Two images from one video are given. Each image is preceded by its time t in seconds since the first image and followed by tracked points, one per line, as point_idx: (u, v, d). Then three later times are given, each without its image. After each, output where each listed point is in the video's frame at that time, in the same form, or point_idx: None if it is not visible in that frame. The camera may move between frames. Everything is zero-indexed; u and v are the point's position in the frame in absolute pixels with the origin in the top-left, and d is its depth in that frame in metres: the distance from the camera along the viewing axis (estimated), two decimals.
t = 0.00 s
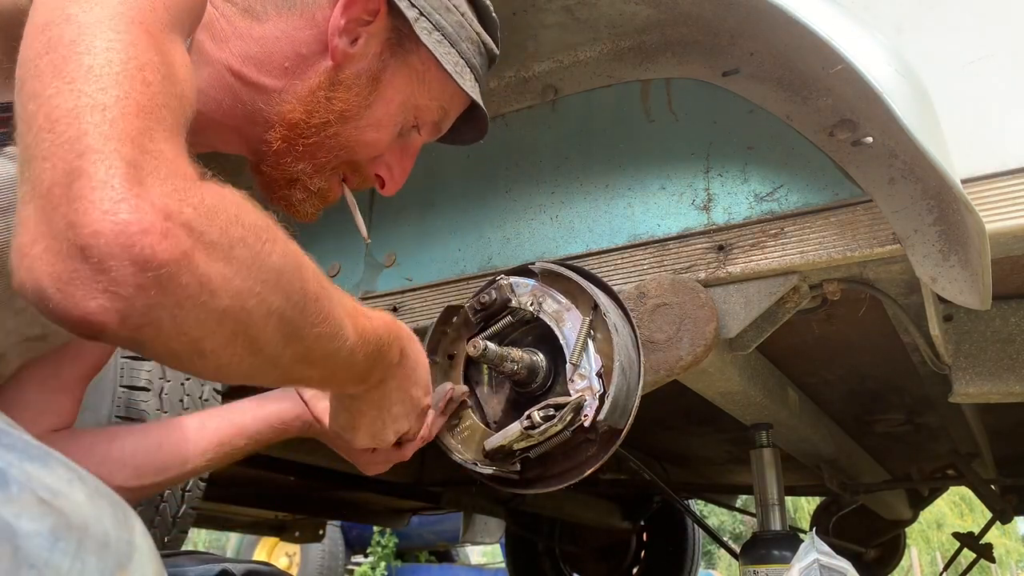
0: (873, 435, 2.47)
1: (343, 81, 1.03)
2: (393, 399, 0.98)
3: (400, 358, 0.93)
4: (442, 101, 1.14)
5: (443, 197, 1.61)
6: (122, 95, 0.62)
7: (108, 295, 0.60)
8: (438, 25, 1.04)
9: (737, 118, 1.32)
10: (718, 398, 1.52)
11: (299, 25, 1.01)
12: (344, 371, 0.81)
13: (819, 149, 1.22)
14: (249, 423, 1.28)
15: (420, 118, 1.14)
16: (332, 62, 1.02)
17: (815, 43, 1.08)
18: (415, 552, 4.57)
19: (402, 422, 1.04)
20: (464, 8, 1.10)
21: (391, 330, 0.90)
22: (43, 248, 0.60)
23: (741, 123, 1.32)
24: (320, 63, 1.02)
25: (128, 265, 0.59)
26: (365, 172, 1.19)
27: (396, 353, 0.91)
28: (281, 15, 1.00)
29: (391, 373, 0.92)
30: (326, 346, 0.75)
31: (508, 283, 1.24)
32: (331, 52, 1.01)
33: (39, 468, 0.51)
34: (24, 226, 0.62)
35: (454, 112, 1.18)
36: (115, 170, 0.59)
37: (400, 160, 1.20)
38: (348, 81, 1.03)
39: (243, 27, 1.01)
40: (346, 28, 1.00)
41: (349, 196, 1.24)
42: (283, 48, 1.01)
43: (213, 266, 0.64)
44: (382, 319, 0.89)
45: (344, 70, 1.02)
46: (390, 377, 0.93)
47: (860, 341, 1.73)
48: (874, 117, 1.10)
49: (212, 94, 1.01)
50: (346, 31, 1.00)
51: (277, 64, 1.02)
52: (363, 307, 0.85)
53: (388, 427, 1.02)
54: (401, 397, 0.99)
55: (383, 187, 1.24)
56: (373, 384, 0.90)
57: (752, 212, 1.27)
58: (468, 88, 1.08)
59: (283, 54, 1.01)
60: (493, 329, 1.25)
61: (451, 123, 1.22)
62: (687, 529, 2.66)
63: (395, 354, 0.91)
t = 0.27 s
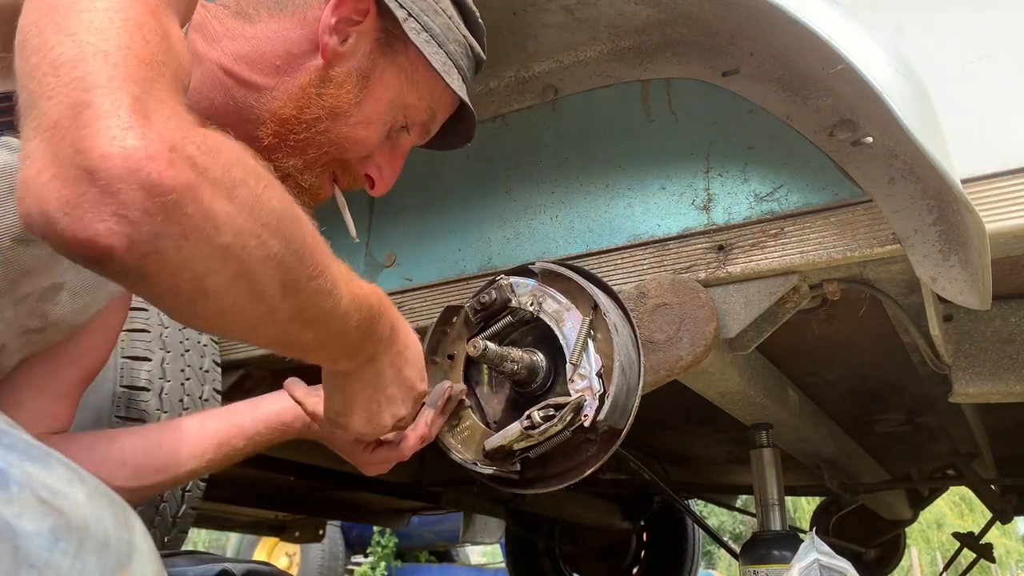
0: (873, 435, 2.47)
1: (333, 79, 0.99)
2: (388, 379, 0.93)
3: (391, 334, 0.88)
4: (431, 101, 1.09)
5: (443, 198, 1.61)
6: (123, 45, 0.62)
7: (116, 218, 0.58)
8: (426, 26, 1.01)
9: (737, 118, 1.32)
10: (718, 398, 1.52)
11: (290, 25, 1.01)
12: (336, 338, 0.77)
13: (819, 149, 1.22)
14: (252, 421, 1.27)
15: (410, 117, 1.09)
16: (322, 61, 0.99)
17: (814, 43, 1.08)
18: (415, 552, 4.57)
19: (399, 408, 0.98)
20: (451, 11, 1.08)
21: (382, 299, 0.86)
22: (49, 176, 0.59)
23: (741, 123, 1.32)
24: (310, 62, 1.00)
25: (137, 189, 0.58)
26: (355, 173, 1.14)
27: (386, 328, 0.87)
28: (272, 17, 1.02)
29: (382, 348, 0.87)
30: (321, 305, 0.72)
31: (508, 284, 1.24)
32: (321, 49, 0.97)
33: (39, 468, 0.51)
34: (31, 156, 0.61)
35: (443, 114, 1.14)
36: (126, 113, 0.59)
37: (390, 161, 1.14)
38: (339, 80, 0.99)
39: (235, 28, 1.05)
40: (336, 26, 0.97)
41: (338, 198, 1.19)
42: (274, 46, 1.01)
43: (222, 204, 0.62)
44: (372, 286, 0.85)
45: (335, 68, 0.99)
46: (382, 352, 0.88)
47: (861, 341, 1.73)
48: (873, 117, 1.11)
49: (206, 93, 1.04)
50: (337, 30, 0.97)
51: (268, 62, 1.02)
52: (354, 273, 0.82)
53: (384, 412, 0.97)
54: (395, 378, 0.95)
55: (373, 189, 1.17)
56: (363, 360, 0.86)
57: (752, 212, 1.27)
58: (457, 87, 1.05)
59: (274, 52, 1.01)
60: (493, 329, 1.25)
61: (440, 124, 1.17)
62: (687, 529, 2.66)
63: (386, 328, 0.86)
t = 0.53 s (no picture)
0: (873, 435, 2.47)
1: (329, 93, 0.99)
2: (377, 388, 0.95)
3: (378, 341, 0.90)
4: (419, 114, 1.10)
5: (443, 198, 1.61)
6: (159, 29, 0.63)
7: (160, 176, 0.60)
8: (416, 44, 1.02)
9: (736, 118, 1.32)
10: (718, 398, 1.52)
11: (286, 40, 0.99)
12: (330, 344, 0.78)
13: (819, 148, 1.22)
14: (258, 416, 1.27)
15: (399, 131, 1.11)
16: (317, 74, 0.99)
17: (814, 43, 1.08)
18: (415, 552, 4.58)
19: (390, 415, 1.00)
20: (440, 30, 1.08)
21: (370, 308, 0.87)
22: (94, 138, 0.60)
23: (740, 123, 1.32)
24: (305, 75, 0.99)
25: (182, 152, 0.60)
26: (343, 185, 1.14)
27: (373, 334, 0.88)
28: (269, 31, 1.01)
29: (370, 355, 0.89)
30: (322, 302, 0.73)
31: (508, 283, 1.24)
32: (317, 63, 0.98)
33: (39, 468, 0.51)
34: (73, 120, 0.61)
35: (430, 128, 1.15)
36: (168, 83, 0.61)
37: (379, 176, 1.16)
38: (334, 94, 1.00)
39: (230, 41, 1.02)
40: (331, 41, 0.97)
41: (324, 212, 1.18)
42: (271, 58, 0.99)
43: (250, 182, 0.64)
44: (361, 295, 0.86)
45: (330, 82, 0.99)
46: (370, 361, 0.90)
47: (861, 341, 1.73)
48: (873, 117, 1.11)
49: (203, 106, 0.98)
50: (331, 44, 0.98)
51: (265, 74, 0.99)
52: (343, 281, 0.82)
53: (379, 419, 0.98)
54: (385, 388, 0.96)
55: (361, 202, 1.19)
56: (353, 370, 0.86)
57: (752, 213, 1.27)
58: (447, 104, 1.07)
59: (270, 64, 0.99)
60: (493, 329, 1.25)
61: (426, 140, 1.19)
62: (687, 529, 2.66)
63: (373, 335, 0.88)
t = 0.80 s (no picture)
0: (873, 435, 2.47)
1: (324, 162, 1.22)
2: (360, 400, 1.01)
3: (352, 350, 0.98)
4: (398, 188, 1.33)
5: (444, 198, 1.61)
6: (95, 64, 0.75)
7: (33, 189, 0.69)
8: (398, 131, 1.26)
9: (736, 118, 1.32)
10: (718, 398, 1.52)
11: (287, 114, 1.19)
12: (294, 349, 0.87)
13: (819, 148, 1.22)
14: (257, 462, 1.38)
15: (377, 203, 1.32)
16: (313, 144, 1.20)
17: (815, 43, 1.08)
18: (415, 552, 4.58)
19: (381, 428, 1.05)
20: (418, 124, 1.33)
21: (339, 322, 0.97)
22: None
23: (740, 123, 1.32)
24: (300, 145, 1.20)
25: (58, 164, 0.69)
26: (320, 249, 1.33)
27: (346, 346, 0.97)
28: (274, 105, 1.19)
29: (345, 368, 0.97)
30: (265, 309, 0.82)
31: (508, 283, 1.24)
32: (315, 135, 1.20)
33: (44, 470, 0.51)
34: None
35: (405, 202, 1.37)
36: (63, 109, 0.70)
37: (352, 243, 1.36)
38: (329, 163, 1.22)
39: (232, 107, 1.19)
40: (329, 118, 1.21)
41: (303, 273, 1.36)
42: (272, 129, 1.18)
43: (150, 195, 0.73)
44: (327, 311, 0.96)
45: (325, 153, 1.22)
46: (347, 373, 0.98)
47: (860, 341, 1.73)
48: (874, 117, 1.11)
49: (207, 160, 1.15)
50: (329, 120, 1.21)
51: (264, 141, 1.18)
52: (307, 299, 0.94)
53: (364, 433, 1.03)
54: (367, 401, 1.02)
55: (334, 267, 1.37)
56: (330, 379, 0.95)
57: (752, 212, 1.27)
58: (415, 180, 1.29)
59: (269, 133, 1.18)
60: (493, 329, 1.25)
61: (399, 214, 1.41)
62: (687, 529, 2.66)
63: (345, 346, 0.97)
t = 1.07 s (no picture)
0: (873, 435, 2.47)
1: (291, 188, 1.42)
2: (348, 384, 1.04)
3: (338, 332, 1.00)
4: (365, 226, 1.52)
5: (443, 198, 1.61)
6: (74, 49, 0.76)
7: (12, 129, 0.68)
8: (367, 171, 1.44)
9: (736, 118, 1.32)
10: (718, 398, 1.52)
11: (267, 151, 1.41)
12: (279, 323, 0.89)
13: (819, 148, 1.22)
14: (256, 471, 1.38)
15: (344, 238, 1.52)
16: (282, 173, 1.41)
17: (815, 43, 1.08)
18: (416, 552, 4.58)
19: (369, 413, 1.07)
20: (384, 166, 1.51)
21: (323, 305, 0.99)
22: None
23: (740, 123, 1.32)
24: (270, 173, 1.41)
25: (29, 108, 0.69)
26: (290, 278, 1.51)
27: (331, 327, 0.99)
28: (247, 137, 1.37)
29: (331, 348, 0.99)
30: (252, 284, 0.85)
31: (508, 284, 1.24)
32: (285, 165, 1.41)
33: (51, 470, 0.51)
34: None
35: (371, 247, 1.57)
36: (37, 63, 0.71)
37: (319, 274, 1.54)
38: (296, 190, 1.42)
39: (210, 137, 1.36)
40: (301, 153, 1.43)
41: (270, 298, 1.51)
42: (244, 158, 1.37)
43: (122, 145, 0.74)
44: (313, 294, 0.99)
45: (293, 181, 1.42)
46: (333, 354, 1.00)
47: (860, 340, 1.73)
48: (874, 117, 1.10)
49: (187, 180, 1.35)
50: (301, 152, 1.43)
51: (237, 168, 1.37)
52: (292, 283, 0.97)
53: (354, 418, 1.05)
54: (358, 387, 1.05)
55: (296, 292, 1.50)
56: (316, 361, 0.97)
57: (753, 212, 1.27)
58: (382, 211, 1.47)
59: (241, 162, 1.38)
60: (493, 329, 1.25)
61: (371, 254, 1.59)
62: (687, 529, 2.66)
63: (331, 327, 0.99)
